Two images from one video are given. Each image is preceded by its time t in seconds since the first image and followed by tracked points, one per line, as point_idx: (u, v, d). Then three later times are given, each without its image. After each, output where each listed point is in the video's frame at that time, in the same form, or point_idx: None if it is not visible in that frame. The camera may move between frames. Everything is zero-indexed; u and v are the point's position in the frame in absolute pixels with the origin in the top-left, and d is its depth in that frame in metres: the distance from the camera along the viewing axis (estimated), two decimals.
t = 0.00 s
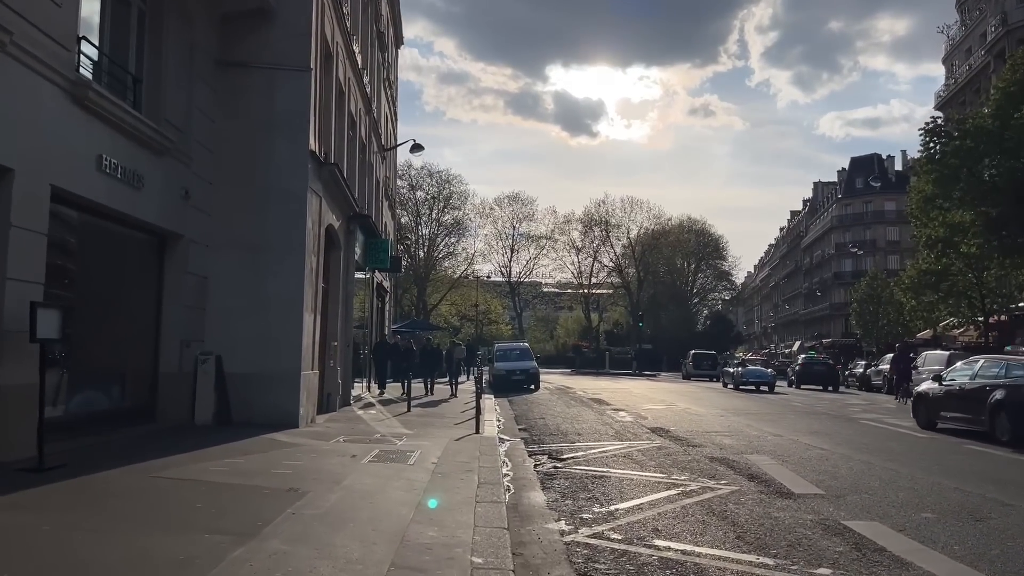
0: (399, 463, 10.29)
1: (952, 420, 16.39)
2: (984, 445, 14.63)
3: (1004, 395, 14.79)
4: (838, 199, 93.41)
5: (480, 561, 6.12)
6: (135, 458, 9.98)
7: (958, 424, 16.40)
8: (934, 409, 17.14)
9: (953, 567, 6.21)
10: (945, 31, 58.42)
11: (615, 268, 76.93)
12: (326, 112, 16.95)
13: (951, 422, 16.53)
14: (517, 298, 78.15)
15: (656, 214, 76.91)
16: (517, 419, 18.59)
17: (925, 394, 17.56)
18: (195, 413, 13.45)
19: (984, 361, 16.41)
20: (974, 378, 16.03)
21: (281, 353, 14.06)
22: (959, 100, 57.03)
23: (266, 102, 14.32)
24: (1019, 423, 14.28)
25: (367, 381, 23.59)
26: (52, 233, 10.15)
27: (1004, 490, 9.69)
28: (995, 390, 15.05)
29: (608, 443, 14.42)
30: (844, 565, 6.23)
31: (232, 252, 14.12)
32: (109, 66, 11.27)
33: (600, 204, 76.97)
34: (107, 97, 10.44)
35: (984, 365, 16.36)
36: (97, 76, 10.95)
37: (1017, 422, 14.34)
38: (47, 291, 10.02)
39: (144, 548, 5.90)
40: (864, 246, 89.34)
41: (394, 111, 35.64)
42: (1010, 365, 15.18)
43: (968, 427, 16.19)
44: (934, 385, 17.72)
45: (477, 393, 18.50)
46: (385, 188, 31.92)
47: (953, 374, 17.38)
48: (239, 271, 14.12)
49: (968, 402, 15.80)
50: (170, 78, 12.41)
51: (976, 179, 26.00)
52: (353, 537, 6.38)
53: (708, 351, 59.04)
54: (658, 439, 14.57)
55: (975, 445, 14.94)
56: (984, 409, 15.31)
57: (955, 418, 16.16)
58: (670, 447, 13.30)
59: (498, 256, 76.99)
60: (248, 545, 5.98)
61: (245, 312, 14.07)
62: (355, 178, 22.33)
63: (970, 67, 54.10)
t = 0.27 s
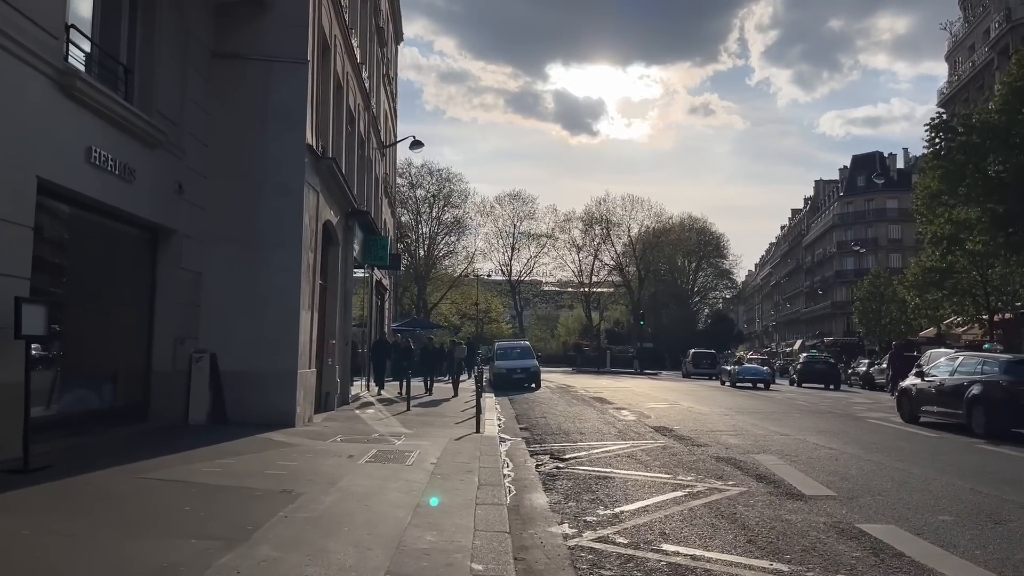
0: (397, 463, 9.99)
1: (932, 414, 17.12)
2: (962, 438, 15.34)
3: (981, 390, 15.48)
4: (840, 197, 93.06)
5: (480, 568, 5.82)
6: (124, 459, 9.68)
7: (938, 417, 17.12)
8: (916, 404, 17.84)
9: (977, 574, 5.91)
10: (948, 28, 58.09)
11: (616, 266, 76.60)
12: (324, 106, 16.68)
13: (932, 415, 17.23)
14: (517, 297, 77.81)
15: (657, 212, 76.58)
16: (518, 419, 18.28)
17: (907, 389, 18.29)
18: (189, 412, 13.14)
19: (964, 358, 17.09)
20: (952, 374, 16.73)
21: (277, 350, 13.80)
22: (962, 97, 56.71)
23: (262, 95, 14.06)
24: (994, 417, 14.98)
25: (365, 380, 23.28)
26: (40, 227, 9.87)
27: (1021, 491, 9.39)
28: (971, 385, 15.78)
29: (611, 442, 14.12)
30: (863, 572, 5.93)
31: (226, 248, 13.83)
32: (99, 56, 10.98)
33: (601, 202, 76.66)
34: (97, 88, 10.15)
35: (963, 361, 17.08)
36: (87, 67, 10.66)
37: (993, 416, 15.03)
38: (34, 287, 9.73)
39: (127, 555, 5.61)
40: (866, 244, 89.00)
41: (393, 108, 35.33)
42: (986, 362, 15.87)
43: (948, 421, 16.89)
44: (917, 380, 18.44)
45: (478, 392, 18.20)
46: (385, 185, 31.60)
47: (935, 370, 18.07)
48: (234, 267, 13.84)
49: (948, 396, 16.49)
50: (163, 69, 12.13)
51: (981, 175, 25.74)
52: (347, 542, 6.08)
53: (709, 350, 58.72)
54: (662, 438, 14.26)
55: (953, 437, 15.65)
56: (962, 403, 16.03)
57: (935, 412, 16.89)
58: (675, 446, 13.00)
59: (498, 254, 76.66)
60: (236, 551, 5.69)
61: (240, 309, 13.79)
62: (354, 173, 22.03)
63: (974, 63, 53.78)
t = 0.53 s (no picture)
0: (393, 467, 9.66)
1: (911, 411, 17.82)
2: (939, 433, 16.04)
3: (957, 388, 16.17)
4: (840, 196, 92.77)
5: None
6: (110, 463, 9.35)
7: (917, 413, 17.83)
8: (896, 400, 18.51)
9: None
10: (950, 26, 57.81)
11: (616, 266, 76.30)
12: (319, 101, 16.35)
13: (910, 411, 17.92)
14: (517, 296, 77.49)
15: (657, 211, 76.28)
16: (518, 420, 17.95)
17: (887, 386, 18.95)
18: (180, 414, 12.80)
19: (941, 356, 17.77)
20: (930, 371, 17.41)
21: (271, 350, 13.47)
22: (964, 95, 56.43)
23: (254, 88, 13.73)
24: (970, 413, 15.68)
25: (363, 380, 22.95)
26: (23, 223, 9.53)
27: None
28: (947, 383, 16.48)
29: (613, 444, 13.78)
30: None
31: (217, 246, 13.49)
32: (85, 47, 10.64)
33: (601, 201, 76.34)
34: (82, 79, 9.81)
35: (940, 359, 17.77)
36: (73, 58, 10.33)
37: (968, 412, 15.73)
38: (16, 285, 9.39)
39: (102, 568, 5.27)
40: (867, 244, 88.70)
41: (392, 106, 35.03)
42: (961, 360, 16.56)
43: (927, 416, 17.57)
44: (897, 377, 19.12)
45: (477, 393, 17.87)
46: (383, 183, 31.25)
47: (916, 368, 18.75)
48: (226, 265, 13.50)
49: (926, 394, 17.16)
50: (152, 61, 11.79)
51: (986, 172, 25.46)
52: (337, 554, 5.74)
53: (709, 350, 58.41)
54: (665, 440, 13.92)
55: (931, 432, 16.33)
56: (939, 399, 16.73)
57: (913, 408, 17.59)
58: (679, 449, 12.67)
59: (498, 254, 76.34)
60: (218, 564, 5.35)
61: (233, 308, 13.45)
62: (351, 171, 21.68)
63: (976, 61, 53.51)
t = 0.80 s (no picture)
0: (391, 472, 9.36)
1: (895, 408, 18.56)
2: (918, 429, 16.76)
3: (935, 386, 16.89)
4: (842, 195, 92.42)
5: None
6: (98, 468, 9.03)
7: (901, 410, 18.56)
8: (882, 398, 19.22)
9: None
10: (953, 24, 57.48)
11: (617, 265, 75.99)
12: (317, 97, 16.05)
13: (895, 408, 18.61)
14: (517, 296, 77.18)
15: (658, 211, 75.96)
16: (519, 422, 17.64)
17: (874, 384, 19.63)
18: (173, 416, 12.50)
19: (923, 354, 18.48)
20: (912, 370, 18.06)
21: (266, 351, 13.17)
22: (967, 94, 56.08)
23: (250, 83, 13.43)
24: (947, 410, 16.35)
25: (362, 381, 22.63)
26: (8, 220, 9.22)
27: None
28: (925, 381, 17.18)
29: (617, 447, 13.47)
30: None
31: (212, 244, 13.19)
32: (74, 39, 10.34)
33: (602, 201, 76.03)
34: (70, 71, 9.50)
35: (922, 358, 18.42)
36: (61, 50, 10.03)
37: (945, 409, 16.41)
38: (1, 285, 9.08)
39: None
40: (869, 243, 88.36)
41: (391, 104, 34.73)
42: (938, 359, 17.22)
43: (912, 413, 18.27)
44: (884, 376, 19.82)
45: (477, 394, 17.55)
46: (383, 181, 30.93)
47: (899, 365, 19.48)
48: (220, 264, 13.20)
49: (908, 391, 17.88)
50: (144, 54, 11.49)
51: (993, 169, 25.17)
52: (330, 568, 5.43)
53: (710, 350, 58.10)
54: (669, 443, 13.61)
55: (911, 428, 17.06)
56: (920, 396, 17.42)
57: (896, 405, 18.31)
58: (685, 452, 12.37)
59: (498, 254, 76.03)
60: None
61: (227, 308, 13.15)
62: (349, 168, 21.36)
63: (980, 59, 53.18)
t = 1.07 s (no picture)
0: (389, 474, 9.05)
1: (877, 403, 19.62)
2: (896, 422, 17.80)
3: (911, 381, 17.88)
4: (842, 195, 92.17)
5: None
6: (85, 470, 8.72)
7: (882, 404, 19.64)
8: (864, 393, 20.25)
9: None
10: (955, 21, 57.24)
11: (616, 265, 75.72)
12: (314, 91, 15.72)
13: (877, 402, 19.66)
14: (517, 296, 76.90)
15: (658, 210, 75.70)
16: (520, 422, 17.35)
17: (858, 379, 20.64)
18: (164, 416, 12.18)
19: (903, 351, 19.49)
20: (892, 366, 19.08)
21: (260, 349, 12.85)
22: (970, 92, 55.83)
23: (244, 75, 13.11)
24: (923, 403, 17.37)
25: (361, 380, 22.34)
26: None
27: None
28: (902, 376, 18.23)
29: (619, 447, 13.18)
30: None
31: (205, 240, 12.86)
32: (62, 27, 10.02)
33: (602, 200, 75.72)
34: (56, 59, 9.18)
35: (902, 354, 19.43)
36: (49, 38, 9.72)
37: (921, 404, 17.45)
38: None
39: None
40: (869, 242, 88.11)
41: (390, 101, 34.47)
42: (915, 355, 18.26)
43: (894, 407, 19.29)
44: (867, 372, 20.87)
45: (477, 393, 17.25)
46: (381, 178, 30.59)
47: (881, 362, 20.46)
48: (215, 260, 12.87)
49: (889, 387, 18.90)
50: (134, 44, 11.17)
51: (999, 166, 24.89)
52: None
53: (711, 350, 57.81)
54: (673, 443, 13.32)
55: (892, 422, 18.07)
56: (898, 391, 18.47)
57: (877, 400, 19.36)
58: (690, 453, 12.06)
59: (498, 253, 75.76)
60: None
61: (221, 305, 12.83)
62: (347, 165, 21.03)
63: (982, 57, 52.96)
